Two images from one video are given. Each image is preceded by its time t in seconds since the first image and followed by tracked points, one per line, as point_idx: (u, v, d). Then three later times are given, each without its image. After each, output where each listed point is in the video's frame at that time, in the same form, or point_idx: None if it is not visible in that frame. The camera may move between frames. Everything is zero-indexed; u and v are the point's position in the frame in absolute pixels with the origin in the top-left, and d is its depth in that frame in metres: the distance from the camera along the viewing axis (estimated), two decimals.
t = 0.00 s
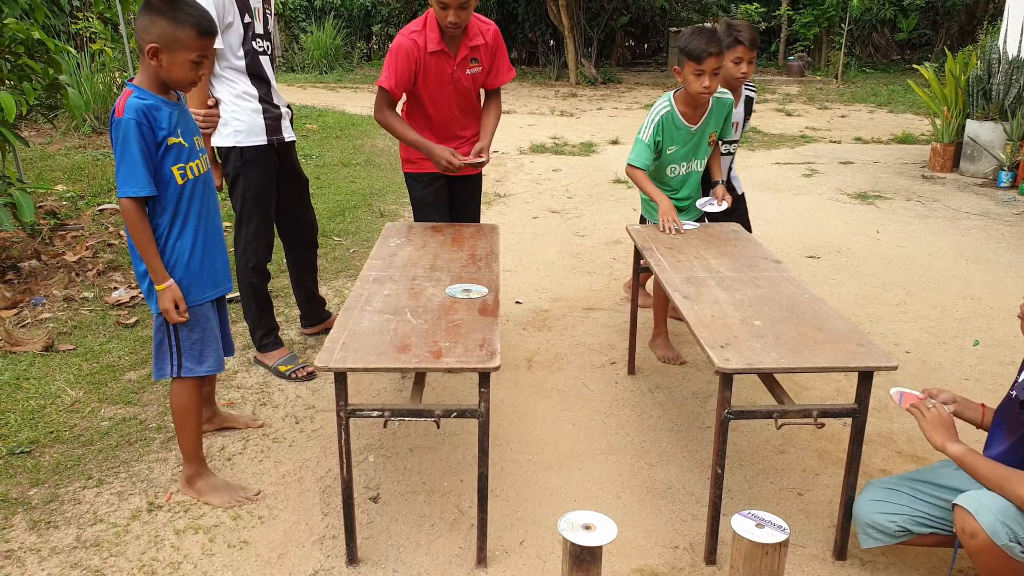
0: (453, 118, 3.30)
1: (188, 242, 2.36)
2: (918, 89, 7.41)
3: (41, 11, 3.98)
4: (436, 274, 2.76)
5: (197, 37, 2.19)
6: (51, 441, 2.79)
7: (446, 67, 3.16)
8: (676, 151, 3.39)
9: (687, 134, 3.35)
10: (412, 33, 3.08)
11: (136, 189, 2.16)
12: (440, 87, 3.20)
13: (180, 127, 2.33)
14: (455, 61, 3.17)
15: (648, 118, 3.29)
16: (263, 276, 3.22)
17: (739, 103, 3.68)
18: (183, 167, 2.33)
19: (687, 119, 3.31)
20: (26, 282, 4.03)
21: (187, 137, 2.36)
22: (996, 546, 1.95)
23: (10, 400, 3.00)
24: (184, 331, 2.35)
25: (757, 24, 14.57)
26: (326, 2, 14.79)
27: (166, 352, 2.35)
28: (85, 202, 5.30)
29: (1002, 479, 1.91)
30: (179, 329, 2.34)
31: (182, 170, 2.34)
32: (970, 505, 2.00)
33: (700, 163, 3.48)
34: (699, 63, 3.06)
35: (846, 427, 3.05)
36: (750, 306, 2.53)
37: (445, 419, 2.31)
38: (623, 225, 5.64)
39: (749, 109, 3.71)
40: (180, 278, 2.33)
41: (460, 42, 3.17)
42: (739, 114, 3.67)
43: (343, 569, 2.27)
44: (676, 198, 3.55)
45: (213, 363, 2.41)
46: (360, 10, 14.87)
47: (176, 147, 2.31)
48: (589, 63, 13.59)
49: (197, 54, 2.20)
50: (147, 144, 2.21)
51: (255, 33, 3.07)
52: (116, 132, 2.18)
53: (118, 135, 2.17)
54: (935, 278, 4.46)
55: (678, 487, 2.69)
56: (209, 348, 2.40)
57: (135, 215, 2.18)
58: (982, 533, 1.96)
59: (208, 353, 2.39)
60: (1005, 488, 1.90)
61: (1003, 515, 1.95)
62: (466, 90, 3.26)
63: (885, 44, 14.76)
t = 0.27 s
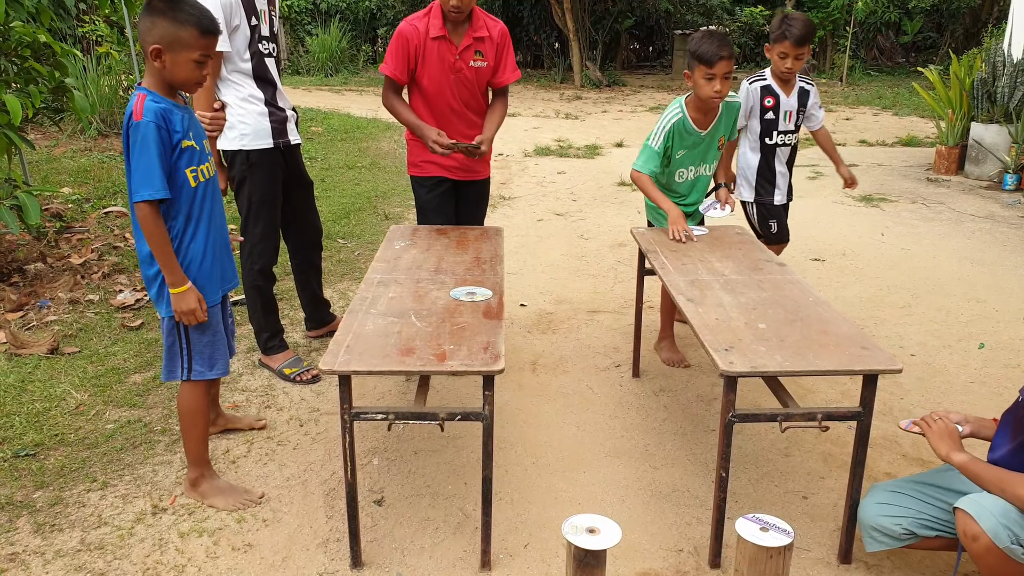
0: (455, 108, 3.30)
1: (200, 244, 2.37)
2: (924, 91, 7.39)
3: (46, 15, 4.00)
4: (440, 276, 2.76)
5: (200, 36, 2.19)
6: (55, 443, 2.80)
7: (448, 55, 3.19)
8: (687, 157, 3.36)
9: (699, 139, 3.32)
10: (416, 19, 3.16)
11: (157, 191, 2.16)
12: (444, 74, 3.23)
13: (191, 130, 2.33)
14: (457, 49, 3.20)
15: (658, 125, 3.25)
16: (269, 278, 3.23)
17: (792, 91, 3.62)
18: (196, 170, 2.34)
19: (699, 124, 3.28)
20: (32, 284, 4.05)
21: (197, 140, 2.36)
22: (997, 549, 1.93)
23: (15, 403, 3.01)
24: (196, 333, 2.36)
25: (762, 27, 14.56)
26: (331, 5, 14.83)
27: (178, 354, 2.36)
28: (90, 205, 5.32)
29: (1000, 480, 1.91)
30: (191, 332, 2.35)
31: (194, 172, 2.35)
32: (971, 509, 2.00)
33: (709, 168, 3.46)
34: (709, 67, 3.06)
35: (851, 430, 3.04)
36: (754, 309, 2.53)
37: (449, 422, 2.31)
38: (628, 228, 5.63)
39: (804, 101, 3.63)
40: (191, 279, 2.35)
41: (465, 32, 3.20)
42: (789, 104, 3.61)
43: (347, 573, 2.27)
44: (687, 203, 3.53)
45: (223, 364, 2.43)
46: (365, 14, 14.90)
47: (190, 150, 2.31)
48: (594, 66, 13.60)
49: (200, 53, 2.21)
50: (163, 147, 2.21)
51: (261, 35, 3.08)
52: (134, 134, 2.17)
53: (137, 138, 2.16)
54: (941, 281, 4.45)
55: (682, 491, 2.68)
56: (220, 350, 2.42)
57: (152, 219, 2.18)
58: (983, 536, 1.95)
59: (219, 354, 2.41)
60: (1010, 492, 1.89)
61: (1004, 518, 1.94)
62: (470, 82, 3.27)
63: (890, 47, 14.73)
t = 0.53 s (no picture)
0: (459, 106, 3.30)
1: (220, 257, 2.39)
2: (927, 93, 7.38)
3: (50, 18, 4.02)
4: (442, 278, 2.77)
5: (250, 54, 2.23)
6: (59, 445, 2.81)
7: (450, 53, 3.20)
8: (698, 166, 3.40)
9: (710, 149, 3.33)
10: (421, 17, 3.19)
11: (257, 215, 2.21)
12: (447, 73, 3.24)
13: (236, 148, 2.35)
14: (459, 47, 3.20)
15: (675, 137, 3.22)
16: (272, 280, 3.24)
17: (833, 112, 3.46)
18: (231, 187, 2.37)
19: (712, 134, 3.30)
20: (35, 286, 4.06)
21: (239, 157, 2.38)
22: (1004, 552, 1.93)
23: (19, 405, 3.02)
24: (226, 344, 2.38)
25: (764, 29, 14.56)
26: (334, 8, 14.86)
27: (207, 365, 2.37)
28: (93, 207, 5.34)
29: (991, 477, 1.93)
30: (221, 343, 2.37)
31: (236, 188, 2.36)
32: (979, 511, 1.99)
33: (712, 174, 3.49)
34: (719, 77, 3.05)
35: (853, 432, 3.04)
36: (756, 311, 2.53)
37: (451, 424, 2.31)
38: (630, 230, 5.63)
39: (845, 121, 3.47)
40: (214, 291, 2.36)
41: (467, 29, 3.21)
42: (829, 125, 3.46)
43: (349, 573, 2.27)
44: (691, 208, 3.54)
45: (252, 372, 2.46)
46: (368, 16, 14.93)
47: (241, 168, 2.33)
48: (597, 68, 13.61)
49: (252, 73, 2.24)
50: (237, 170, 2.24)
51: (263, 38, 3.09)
52: (222, 159, 2.17)
53: (230, 165, 2.17)
54: (944, 283, 4.44)
55: (684, 492, 2.68)
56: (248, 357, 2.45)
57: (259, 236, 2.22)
58: (991, 538, 1.95)
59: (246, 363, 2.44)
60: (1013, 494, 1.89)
61: (1011, 520, 1.94)
62: (472, 79, 3.27)
63: (893, 49, 14.71)
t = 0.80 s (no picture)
0: (458, 103, 3.30)
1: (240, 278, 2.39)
2: (927, 93, 7.38)
3: (49, 17, 4.02)
4: (442, 277, 2.76)
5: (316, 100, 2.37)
6: (57, 444, 2.81)
7: (447, 50, 3.20)
8: (688, 156, 3.38)
9: (698, 137, 3.32)
10: (418, 15, 3.20)
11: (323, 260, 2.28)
12: (444, 69, 3.24)
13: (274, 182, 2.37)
14: (456, 43, 3.20)
15: (659, 123, 3.28)
16: (272, 280, 3.24)
17: (875, 106, 3.13)
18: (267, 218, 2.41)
19: (699, 122, 3.28)
20: (34, 286, 4.06)
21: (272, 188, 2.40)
22: (1000, 549, 1.94)
23: (18, 404, 3.02)
24: (242, 359, 2.39)
25: (765, 29, 14.56)
26: (334, 7, 14.87)
27: (226, 380, 2.36)
28: (93, 206, 5.34)
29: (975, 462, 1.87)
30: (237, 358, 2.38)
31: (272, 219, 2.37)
32: (975, 510, 2.00)
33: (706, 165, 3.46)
34: (710, 66, 3.04)
35: (853, 431, 3.04)
36: (755, 310, 2.53)
37: (450, 423, 2.31)
38: (630, 229, 5.63)
39: (888, 119, 3.14)
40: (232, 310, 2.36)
41: (464, 27, 3.22)
42: (869, 121, 3.14)
43: (348, 573, 2.27)
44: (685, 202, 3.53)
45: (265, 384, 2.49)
46: (369, 16, 14.92)
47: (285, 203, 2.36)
48: (597, 67, 13.61)
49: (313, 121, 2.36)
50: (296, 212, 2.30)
51: (263, 38, 3.09)
52: (294, 204, 2.23)
53: (303, 211, 2.24)
54: (944, 283, 4.44)
55: (684, 492, 2.68)
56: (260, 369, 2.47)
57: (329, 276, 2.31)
58: (987, 536, 1.96)
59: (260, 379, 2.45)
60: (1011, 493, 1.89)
61: (1008, 518, 1.95)
62: (470, 76, 3.27)
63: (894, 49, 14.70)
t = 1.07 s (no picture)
0: (453, 104, 3.30)
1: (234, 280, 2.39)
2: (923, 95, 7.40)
3: (46, 20, 4.02)
4: (439, 280, 2.76)
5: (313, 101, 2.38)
6: (54, 448, 2.80)
7: (442, 51, 3.20)
8: (677, 138, 3.38)
9: (685, 119, 3.35)
10: (413, 17, 3.20)
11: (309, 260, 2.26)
12: (439, 71, 3.23)
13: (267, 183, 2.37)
14: (451, 45, 3.21)
15: (646, 106, 3.34)
16: (269, 283, 3.25)
17: (910, 129, 2.88)
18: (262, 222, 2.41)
19: (685, 103, 3.33)
20: (31, 289, 4.05)
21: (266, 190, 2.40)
22: (988, 548, 1.95)
23: (14, 408, 3.02)
24: (237, 363, 2.37)
25: (762, 31, 14.59)
26: (332, 10, 14.88)
27: (219, 384, 2.35)
28: (90, 209, 5.33)
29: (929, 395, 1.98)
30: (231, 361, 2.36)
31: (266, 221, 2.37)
32: (961, 508, 2.01)
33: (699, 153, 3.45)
34: (695, 46, 3.14)
35: (850, 433, 3.04)
36: (752, 313, 2.53)
37: (447, 426, 2.31)
38: (628, 231, 5.64)
39: (925, 144, 2.88)
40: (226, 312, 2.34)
41: (459, 30, 3.23)
42: (903, 144, 2.88)
43: None
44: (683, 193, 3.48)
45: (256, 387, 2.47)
46: (367, 18, 14.93)
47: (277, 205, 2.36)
48: (595, 70, 13.62)
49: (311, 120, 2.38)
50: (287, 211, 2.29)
51: (262, 42, 3.09)
52: (282, 202, 2.23)
53: (289, 208, 2.24)
54: (941, 285, 4.45)
55: (681, 494, 2.68)
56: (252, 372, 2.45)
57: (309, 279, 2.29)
58: (974, 535, 1.97)
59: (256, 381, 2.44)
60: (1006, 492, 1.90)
61: (993, 516, 1.96)
62: (465, 78, 3.26)
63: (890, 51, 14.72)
